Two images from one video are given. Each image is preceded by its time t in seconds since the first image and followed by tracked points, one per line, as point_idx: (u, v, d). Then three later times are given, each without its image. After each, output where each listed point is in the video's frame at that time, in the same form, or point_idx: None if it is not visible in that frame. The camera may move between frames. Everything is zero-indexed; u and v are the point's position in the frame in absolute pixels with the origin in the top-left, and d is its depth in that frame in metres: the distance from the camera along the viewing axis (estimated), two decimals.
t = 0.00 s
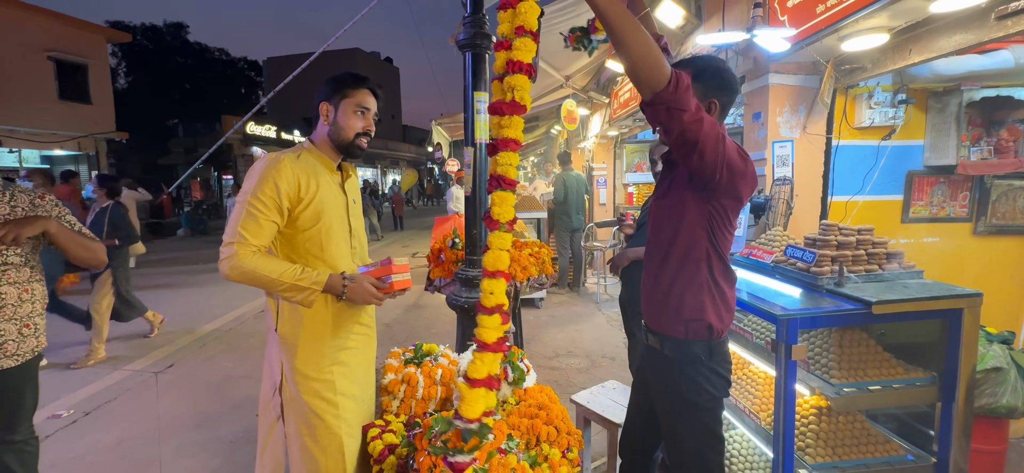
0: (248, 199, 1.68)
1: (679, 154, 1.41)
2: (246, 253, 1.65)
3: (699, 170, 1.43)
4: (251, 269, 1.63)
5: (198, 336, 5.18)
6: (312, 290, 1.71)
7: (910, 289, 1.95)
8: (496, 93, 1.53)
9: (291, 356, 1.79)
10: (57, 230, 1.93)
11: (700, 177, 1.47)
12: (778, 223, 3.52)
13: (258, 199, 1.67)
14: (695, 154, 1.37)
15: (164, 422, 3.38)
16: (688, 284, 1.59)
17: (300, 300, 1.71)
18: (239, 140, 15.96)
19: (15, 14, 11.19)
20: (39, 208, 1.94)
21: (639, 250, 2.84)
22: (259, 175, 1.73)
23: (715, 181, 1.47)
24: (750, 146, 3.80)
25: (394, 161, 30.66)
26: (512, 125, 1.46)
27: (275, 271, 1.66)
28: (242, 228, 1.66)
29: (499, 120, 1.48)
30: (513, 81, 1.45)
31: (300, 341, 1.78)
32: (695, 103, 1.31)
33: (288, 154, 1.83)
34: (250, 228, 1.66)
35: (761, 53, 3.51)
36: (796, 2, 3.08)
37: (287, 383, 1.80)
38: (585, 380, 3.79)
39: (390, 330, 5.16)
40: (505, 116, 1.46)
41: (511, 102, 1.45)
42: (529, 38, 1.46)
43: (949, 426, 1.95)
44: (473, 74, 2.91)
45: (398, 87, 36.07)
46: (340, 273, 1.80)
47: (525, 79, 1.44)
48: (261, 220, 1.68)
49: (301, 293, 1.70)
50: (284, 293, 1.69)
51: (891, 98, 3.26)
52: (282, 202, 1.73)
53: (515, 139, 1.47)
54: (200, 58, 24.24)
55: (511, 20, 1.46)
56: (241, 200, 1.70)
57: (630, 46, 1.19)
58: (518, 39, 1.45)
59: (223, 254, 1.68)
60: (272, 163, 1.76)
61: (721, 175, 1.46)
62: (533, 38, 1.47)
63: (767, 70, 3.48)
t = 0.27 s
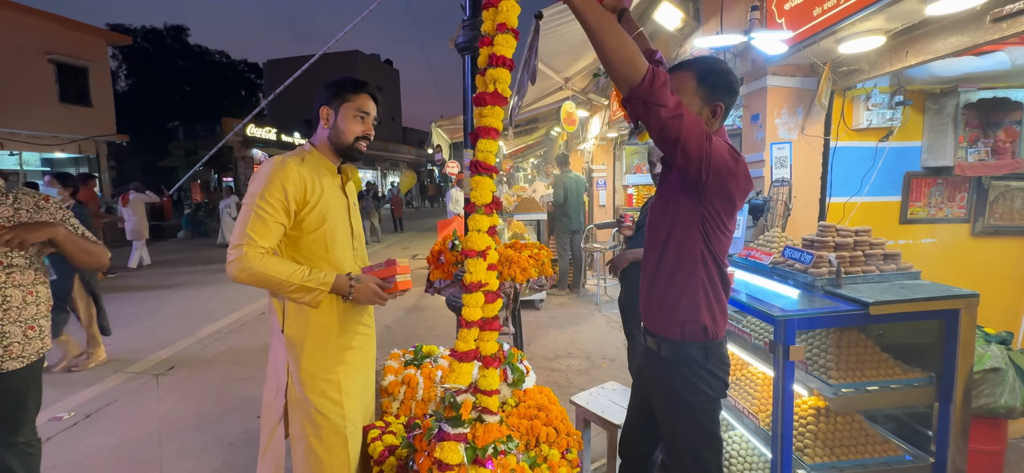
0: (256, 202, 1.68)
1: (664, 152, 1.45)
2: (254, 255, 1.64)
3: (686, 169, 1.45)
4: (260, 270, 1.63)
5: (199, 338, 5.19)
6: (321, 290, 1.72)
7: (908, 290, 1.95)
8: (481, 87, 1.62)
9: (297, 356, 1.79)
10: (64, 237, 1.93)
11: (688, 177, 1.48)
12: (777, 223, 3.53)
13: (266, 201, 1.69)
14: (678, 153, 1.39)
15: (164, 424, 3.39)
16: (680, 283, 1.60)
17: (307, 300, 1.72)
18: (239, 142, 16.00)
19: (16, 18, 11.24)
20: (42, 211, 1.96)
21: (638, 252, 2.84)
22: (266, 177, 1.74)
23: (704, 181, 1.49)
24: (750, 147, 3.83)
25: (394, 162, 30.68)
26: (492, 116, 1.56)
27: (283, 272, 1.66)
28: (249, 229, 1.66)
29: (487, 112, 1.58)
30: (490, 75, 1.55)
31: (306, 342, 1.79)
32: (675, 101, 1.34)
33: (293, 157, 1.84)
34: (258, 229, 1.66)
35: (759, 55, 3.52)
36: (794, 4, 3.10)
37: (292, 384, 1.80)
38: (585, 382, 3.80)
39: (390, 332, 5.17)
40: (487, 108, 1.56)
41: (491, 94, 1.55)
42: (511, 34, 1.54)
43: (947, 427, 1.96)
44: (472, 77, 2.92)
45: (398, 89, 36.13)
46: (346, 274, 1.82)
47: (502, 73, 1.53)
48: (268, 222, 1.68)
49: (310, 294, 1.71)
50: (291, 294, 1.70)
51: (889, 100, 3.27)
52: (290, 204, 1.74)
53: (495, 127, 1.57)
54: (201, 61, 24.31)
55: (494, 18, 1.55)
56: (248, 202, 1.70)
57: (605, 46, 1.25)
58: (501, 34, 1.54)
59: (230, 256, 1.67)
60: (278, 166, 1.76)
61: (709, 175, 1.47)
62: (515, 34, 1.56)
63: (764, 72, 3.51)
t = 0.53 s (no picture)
0: (256, 201, 1.70)
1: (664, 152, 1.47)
2: (253, 254, 1.66)
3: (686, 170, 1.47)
4: (260, 270, 1.65)
5: (199, 339, 5.20)
6: (319, 290, 1.73)
7: (904, 290, 1.96)
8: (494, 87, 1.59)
9: (295, 356, 1.79)
10: (63, 240, 1.94)
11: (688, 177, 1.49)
12: (775, 224, 3.59)
13: (267, 201, 1.70)
14: (676, 152, 1.40)
15: (165, 425, 3.40)
16: (680, 282, 1.61)
17: (305, 300, 1.73)
18: (239, 143, 16.02)
19: (16, 19, 11.27)
20: (45, 213, 1.97)
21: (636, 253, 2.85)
22: (267, 177, 1.75)
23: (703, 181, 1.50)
24: (748, 148, 3.86)
25: (394, 163, 30.69)
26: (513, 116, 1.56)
27: (282, 272, 1.67)
28: (249, 228, 1.68)
29: (498, 110, 1.59)
30: (511, 77, 1.53)
31: (304, 341, 1.79)
32: (674, 100, 1.35)
33: (295, 159, 1.86)
34: (258, 229, 1.68)
35: (757, 57, 3.55)
36: (791, 6, 3.11)
37: (290, 383, 1.81)
38: (584, 382, 3.81)
39: (390, 333, 5.18)
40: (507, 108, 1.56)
41: (512, 95, 1.54)
42: (521, 36, 1.53)
43: (944, 426, 1.97)
44: (471, 78, 2.93)
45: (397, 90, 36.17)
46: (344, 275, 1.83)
47: (521, 73, 1.53)
48: (268, 221, 1.70)
49: (308, 293, 1.72)
50: (289, 293, 1.71)
51: (886, 101, 3.28)
52: (290, 205, 1.75)
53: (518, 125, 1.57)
54: (200, 62, 24.34)
55: (503, 22, 1.53)
56: (249, 201, 1.72)
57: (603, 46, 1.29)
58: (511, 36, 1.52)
59: (230, 256, 1.70)
60: (280, 167, 1.78)
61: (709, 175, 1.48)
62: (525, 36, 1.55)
63: (763, 74, 3.53)
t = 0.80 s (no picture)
0: (253, 198, 1.72)
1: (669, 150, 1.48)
2: (243, 251, 1.68)
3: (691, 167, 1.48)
4: (247, 267, 1.67)
5: (199, 338, 5.22)
6: (303, 293, 1.75)
7: (900, 290, 1.97)
8: (501, 88, 1.53)
9: (281, 354, 1.83)
10: (65, 237, 1.93)
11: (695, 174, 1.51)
12: (773, 224, 3.59)
13: (262, 200, 1.71)
14: (683, 147, 1.43)
15: (165, 424, 3.41)
16: (685, 281, 1.62)
17: (290, 301, 1.75)
18: (239, 142, 16.04)
19: (16, 19, 11.28)
20: (49, 213, 1.97)
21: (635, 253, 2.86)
22: (267, 176, 1.78)
23: (708, 177, 1.51)
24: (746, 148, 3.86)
25: (395, 163, 30.69)
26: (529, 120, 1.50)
27: (268, 272, 1.69)
28: (241, 225, 1.69)
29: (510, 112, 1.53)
30: (528, 80, 1.48)
31: (290, 340, 1.82)
32: (680, 96, 1.37)
33: (297, 158, 1.87)
34: (251, 227, 1.69)
35: (754, 57, 3.57)
36: (788, 7, 3.12)
37: (277, 381, 1.85)
38: (583, 381, 3.83)
39: (390, 332, 5.19)
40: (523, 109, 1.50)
41: (527, 98, 1.49)
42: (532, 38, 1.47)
43: (940, 425, 1.98)
44: (470, 78, 2.93)
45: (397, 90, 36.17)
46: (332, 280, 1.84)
47: (536, 76, 1.48)
48: (261, 220, 1.71)
49: (293, 295, 1.74)
50: (275, 293, 1.73)
51: (884, 100, 3.29)
52: (285, 205, 1.76)
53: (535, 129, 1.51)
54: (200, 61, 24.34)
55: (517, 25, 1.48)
56: (244, 198, 1.73)
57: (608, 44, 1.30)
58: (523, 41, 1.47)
59: (220, 250, 1.71)
60: (280, 166, 1.80)
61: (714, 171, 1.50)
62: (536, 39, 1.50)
63: (762, 73, 3.54)
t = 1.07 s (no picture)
0: (246, 194, 1.73)
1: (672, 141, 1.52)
2: (234, 246, 1.70)
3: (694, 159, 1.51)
4: (238, 262, 1.69)
5: (199, 335, 5.22)
6: (294, 290, 1.76)
7: (896, 287, 1.98)
8: (518, 67, 1.58)
9: (274, 349, 1.85)
10: (65, 236, 1.94)
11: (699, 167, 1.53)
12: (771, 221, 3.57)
13: (255, 196, 1.73)
14: (687, 137, 1.46)
15: (164, 420, 3.42)
16: (689, 275, 1.63)
17: (282, 297, 1.77)
18: (238, 139, 16.02)
19: (15, 15, 11.26)
20: (50, 210, 1.98)
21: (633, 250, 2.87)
22: (261, 172, 1.79)
23: (711, 170, 1.53)
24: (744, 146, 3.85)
25: (394, 160, 30.66)
26: (547, 99, 1.56)
27: (259, 268, 1.71)
28: (234, 221, 1.71)
29: (527, 90, 1.58)
30: (546, 60, 1.54)
31: (282, 336, 1.84)
32: (684, 87, 1.42)
33: (292, 154, 1.88)
34: (244, 223, 1.71)
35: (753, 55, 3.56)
36: (787, 4, 3.12)
37: (270, 377, 1.87)
38: (582, 379, 3.84)
39: (389, 329, 5.21)
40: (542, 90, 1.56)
41: (545, 79, 1.55)
42: (549, 23, 1.54)
43: (935, 421, 1.99)
44: (470, 76, 2.93)
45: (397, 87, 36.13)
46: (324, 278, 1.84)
47: (555, 58, 1.55)
48: (254, 217, 1.73)
49: (284, 291, 1.76)
50: (267, 289, 1.75)
51: (882, 98, 3.32)
52: (278, 202, 1.77)
53: (552, 108, 1.58)
54: (199, 58, 24.30)
55: (532, 10, 1.54)
56: (239, 195, 1.75)
57: (615, 33, 1.35)
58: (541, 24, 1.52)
59: (213, 244, 1.73)
60: (275, 162, 1.81)
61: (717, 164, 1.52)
62: (552, 24, 1.56)
63: (759, 71, 3.52)
